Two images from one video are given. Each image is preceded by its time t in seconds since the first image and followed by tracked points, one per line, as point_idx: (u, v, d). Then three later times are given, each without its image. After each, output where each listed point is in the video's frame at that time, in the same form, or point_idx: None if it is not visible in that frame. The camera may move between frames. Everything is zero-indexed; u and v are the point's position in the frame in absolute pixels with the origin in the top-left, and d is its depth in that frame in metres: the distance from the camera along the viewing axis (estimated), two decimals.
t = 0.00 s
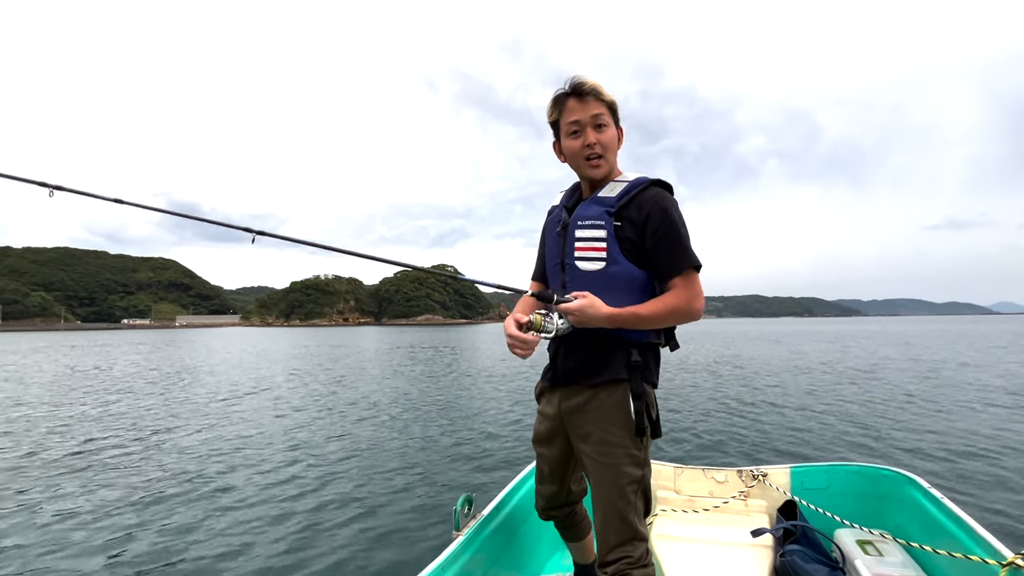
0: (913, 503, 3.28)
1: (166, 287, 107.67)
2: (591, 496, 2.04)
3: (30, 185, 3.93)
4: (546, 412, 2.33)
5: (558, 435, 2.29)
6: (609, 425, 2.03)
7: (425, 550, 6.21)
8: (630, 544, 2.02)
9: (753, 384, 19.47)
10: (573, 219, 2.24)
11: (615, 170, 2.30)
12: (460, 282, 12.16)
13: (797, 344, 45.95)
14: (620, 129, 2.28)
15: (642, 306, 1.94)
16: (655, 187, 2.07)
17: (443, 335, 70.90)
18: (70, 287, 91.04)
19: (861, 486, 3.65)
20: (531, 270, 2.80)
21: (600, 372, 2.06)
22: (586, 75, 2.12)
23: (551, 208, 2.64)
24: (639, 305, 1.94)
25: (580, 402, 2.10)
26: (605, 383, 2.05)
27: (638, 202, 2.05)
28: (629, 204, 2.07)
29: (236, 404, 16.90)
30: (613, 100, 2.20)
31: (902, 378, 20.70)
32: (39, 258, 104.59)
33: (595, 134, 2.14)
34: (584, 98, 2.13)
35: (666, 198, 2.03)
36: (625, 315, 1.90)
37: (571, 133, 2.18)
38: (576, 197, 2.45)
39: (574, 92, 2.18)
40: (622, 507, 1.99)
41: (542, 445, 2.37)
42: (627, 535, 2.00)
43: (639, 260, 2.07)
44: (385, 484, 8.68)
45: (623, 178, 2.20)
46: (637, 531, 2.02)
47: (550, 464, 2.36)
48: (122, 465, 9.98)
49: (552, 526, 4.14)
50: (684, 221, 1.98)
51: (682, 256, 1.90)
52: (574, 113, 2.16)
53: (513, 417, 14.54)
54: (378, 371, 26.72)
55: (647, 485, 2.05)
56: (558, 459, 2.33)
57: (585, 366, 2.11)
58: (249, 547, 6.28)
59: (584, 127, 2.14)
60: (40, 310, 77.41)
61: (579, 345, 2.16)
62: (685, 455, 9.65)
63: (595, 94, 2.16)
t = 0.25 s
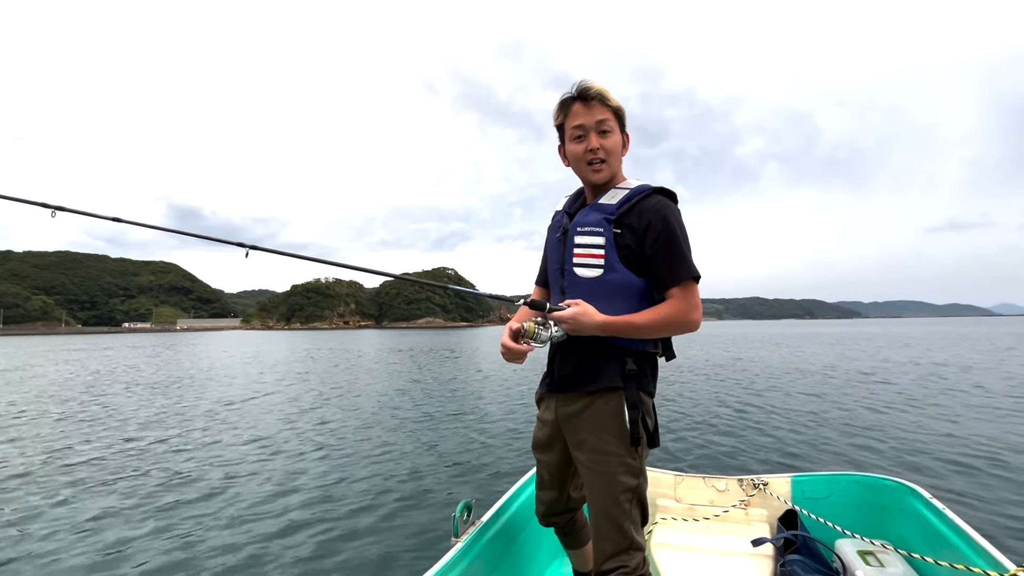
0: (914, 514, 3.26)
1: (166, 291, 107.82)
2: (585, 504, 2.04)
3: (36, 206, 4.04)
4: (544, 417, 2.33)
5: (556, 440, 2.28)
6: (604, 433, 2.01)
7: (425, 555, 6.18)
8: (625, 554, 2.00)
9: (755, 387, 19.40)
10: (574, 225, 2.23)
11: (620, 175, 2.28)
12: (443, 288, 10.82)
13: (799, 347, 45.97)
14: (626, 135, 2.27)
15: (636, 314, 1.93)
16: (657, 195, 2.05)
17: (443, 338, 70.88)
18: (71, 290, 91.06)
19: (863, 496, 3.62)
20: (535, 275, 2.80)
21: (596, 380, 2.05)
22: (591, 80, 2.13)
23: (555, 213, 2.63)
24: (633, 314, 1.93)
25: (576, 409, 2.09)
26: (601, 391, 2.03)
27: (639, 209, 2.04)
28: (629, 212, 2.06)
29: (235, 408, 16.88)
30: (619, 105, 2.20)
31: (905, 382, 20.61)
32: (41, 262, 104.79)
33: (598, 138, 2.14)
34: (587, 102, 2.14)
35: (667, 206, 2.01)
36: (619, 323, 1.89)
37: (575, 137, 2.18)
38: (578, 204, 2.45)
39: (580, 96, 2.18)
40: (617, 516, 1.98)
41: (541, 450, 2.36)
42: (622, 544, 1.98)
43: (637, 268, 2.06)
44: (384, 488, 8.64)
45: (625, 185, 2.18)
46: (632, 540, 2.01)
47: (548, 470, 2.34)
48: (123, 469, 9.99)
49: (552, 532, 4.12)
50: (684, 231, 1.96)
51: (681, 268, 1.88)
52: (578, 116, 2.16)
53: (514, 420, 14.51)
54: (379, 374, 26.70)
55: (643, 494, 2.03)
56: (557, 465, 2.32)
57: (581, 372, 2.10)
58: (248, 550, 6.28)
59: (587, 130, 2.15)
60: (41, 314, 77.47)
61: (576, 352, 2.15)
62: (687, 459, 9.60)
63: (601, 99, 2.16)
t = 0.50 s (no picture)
0: (916, 521, 3.23)
1: (169, 294, 108.01)
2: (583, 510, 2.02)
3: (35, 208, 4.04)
4: (543, 424, 2.31)
5: (554, 447, 2.26)
6: (602, 439, 2.00)
7: (425, 560, 6.15)
8: (624, 560, 1.99)
9: (758, 391, 19.31)
10: (574, 230, 2.23)
11: (615, 181, 2.22)
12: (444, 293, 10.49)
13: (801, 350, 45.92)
14: (618, 141, 2.16)
15: (634, 319, 1.92)
16: (658, 201, 2.05)
17: (446, 341, 70.81)
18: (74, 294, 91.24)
19: (865, 503, 3.60)
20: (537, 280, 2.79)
21: (594, 385, 2.04)
22: (565, 104, 2.04)
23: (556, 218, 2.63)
24: (631, 319, 1.93)
25: (573, 415, 2.08)
26: (598, 396, 2.02)
27: (638, 215, 2.04)
28: (629, 217, 2.05)
29: (237, 412, 16.86)
30: (603, 116, 2.07)
31: (909, 385, 20.49)
32: (44, 266, 105.08)
33: (580, 162, 2.11)
34: (561, 129, 2.08)
35: (668, 212, 2.01)
36: (617, 327, 1.88)
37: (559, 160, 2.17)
38: (579, 209, 2.43)
39: (558, 117, 2.12)
40: (615, 523, 1.97)
41: (539, 457, 2.34)
42: (621, 551, 1.97)
43: (636, 273, 2.05)
44: (385, 492, 8.62)
45: (625, 191, 2.17)
46: (631, 546, 1.99)
47: (547, 477, 2.33)
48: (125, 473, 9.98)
49: (552, 538, 4.10)
50: (683, 237, 1.96)
51: (679, 273, 1.88)
52: (559, 140, 2.12)
53: (516, 425, 14.45)
54: (381, 379, 26.66)
55: (641, 500, 2.02)
56: (555, 471, 2.30)
57: (580, 378, 2.09)
58: (249, 555, 6.26)
59: (567, 156, 2.13)
60: (45, 318, 77.63)
61: (574, 357, 2.14)
62: (689, 464, 9.55)
63: (578, 119, 2.07)
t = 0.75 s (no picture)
0: (923, 521, 3.22)
1: (175, 297, 108.48)
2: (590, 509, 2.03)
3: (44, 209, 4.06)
4: (548, 424, 2.32)
5: (560, 447, 2.27)
6: (608, 439, 2.01)
7: (430, 560, 6.15)
8: (631, 559, 2.00)
9: (763, 393, 19.26)
10: (578, 231, 2.24)
11: (612, 184, 2.23)
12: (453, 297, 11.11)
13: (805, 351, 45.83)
14: (609, 148, 2.14)
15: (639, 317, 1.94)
16: (661, 200, 2.06)
17: (450, 343, 70.86)
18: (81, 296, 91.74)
19: (871, 502, 3.59)
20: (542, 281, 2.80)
21: (600, 385, 2.05)
22: (547, 125, 2.04)
23: (561, 218, 2.63)
24: (637, 317, 1.93)
25: (580, 414, 2.09)
26: (605, 396, 2.03)
27: (642, 214, 2.04)
28: (632, 217, 2.06)
29: (241, 413, 16.92)
30: (588, 131, 2.06)
31: (915, 387, 20.38)
32: (51, 268, 105.69)
33: (570, 175, 2.14)
34: (546, 149, 2.10)
35: (671, 211, 2.02)
36: (622, 325, 1.89)
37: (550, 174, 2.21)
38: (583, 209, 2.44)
39: (546, 133, 2.13)
40: (622, 522, 1.97)
41: (545, 456, 2.35)
42: (628, 550, 1.98)
43: (641, 272, 2.05)
44: (388, 494, 8.62)
45: (627, 191, 2.17)
46: (637, 545, 2.00)
47: (553, 476, 2.34)
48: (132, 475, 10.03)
49: (557, 537, 4.10)
50: (688, 235, 1.97)
51: (684, 271, 1.89)
52: (548, 155, 2.15)
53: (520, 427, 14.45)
54: (385, 380, 26.70)
55: (648, 500, 2.03)
56: (561, 470, 2.31)
57: (585, 377, 2.10)
58: (255, 556, 6.29)
59: (556, 171, 2.16)
60: (51, 320, 78.08)
61: (580, 357, 2.15)
62: (694, 465, 9.53)
63: (562, 137, 2.07)
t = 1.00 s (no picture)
0: (933, 519, 3.20)
1: (182, 298, 109.13)
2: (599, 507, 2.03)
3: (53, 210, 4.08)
4: (556, 422, 2.32)
5: (567, 444, 2.27)
6: (616, 436, 2.01)
7: (436, 560, 6.16)
8: (640, 556, 2.00)
9: (770, 393, 19.16)
10: (584, 229, 2.24)
11: (618, 182, 2.23)
12: (454, 299, 11.53)
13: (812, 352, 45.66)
14: (614, 146, 2.14)
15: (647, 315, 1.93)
16: (667, 197, 2.06)
17: (455, 344, 70.90)
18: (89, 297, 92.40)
19: (880, 500, 3.57)
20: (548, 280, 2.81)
21: (608, 382, 2.05)
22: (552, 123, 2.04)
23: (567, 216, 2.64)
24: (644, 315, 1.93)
25: (588, 412, 2.09)
26: (613, 393, 2.03)
27: (649, 211, 2.04)
28: (638, 215, 2.06)
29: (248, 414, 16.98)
30: (593, 129, 2.06)
31: (925, 388, 20.23)
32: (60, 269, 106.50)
33: (575, 174, 2.15)
34: (551, 149, 2.11)
35: (677, 208, 2.01)
36: (631, 323, 1.89)
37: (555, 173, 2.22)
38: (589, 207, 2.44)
39: (550, 132, 2.13)
40: (631, 519, 1.98)
41: (552, 454, 2.35)
42: (637, 547, 1.98)
43: (648, 271, 2.06)
44: (395, 494, 8.64)
45: (633, 189, 2.17)
46: (646, 542, 2.00)
47: (560, 473, 2.34)
48: (141, 475, 10.09)
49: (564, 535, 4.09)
50: (694, 231, 1.97)
51: (691, 268, 1.89)
52: (553, 154, 2.16)
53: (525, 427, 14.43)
54: (390, 381, 26.75)
55: (656, 497, 2.03)
56: (569, 468, 2.31)
57: (593, 375, 2.10)
58: (263, 555, 6.32)
59: (561, 171, 2.17)
60: (60, 322, 78.67)
61: (588, 355, 2.16)
62: (701, 466, 9.50)
63: (567, 135, 2.07)
